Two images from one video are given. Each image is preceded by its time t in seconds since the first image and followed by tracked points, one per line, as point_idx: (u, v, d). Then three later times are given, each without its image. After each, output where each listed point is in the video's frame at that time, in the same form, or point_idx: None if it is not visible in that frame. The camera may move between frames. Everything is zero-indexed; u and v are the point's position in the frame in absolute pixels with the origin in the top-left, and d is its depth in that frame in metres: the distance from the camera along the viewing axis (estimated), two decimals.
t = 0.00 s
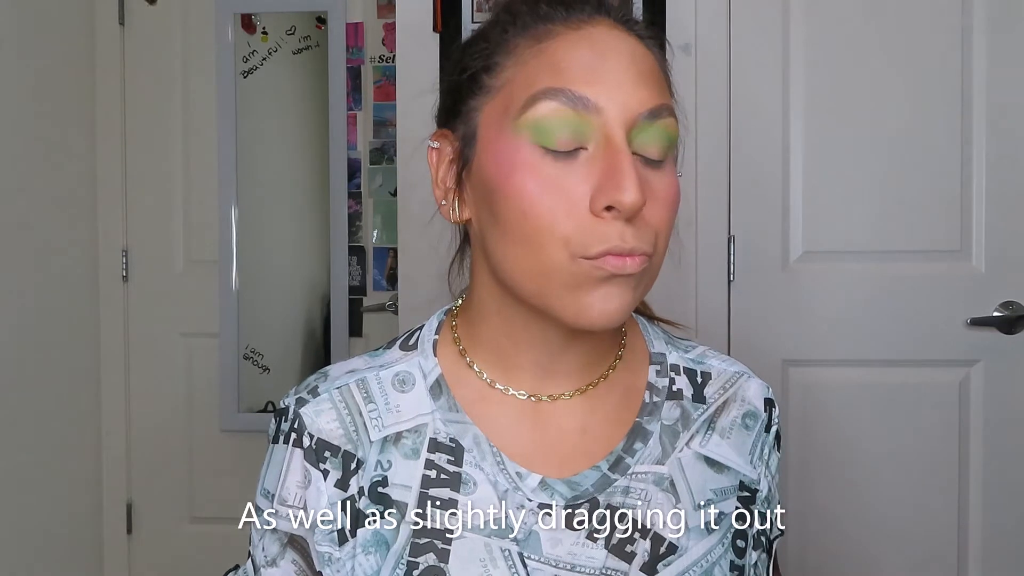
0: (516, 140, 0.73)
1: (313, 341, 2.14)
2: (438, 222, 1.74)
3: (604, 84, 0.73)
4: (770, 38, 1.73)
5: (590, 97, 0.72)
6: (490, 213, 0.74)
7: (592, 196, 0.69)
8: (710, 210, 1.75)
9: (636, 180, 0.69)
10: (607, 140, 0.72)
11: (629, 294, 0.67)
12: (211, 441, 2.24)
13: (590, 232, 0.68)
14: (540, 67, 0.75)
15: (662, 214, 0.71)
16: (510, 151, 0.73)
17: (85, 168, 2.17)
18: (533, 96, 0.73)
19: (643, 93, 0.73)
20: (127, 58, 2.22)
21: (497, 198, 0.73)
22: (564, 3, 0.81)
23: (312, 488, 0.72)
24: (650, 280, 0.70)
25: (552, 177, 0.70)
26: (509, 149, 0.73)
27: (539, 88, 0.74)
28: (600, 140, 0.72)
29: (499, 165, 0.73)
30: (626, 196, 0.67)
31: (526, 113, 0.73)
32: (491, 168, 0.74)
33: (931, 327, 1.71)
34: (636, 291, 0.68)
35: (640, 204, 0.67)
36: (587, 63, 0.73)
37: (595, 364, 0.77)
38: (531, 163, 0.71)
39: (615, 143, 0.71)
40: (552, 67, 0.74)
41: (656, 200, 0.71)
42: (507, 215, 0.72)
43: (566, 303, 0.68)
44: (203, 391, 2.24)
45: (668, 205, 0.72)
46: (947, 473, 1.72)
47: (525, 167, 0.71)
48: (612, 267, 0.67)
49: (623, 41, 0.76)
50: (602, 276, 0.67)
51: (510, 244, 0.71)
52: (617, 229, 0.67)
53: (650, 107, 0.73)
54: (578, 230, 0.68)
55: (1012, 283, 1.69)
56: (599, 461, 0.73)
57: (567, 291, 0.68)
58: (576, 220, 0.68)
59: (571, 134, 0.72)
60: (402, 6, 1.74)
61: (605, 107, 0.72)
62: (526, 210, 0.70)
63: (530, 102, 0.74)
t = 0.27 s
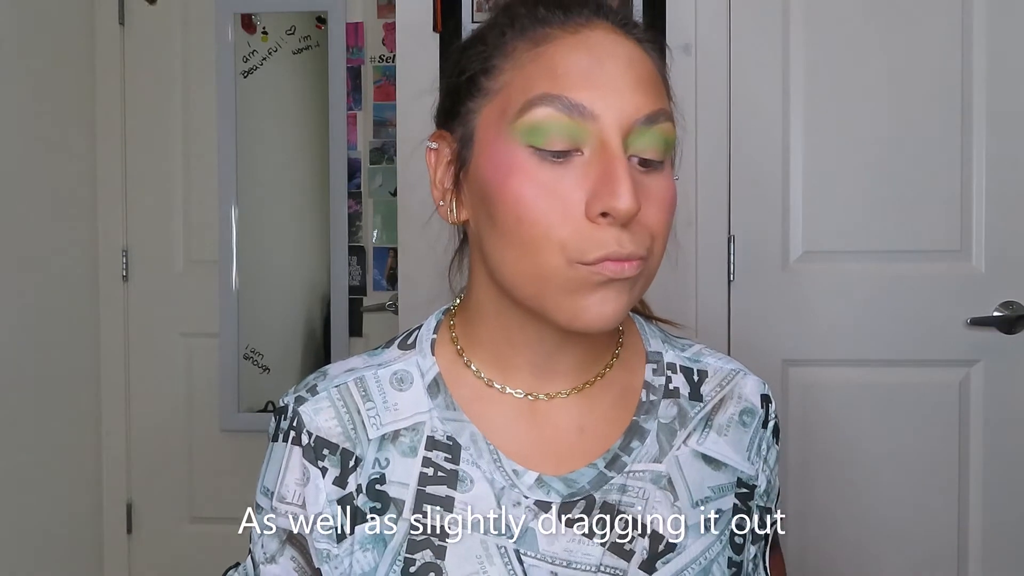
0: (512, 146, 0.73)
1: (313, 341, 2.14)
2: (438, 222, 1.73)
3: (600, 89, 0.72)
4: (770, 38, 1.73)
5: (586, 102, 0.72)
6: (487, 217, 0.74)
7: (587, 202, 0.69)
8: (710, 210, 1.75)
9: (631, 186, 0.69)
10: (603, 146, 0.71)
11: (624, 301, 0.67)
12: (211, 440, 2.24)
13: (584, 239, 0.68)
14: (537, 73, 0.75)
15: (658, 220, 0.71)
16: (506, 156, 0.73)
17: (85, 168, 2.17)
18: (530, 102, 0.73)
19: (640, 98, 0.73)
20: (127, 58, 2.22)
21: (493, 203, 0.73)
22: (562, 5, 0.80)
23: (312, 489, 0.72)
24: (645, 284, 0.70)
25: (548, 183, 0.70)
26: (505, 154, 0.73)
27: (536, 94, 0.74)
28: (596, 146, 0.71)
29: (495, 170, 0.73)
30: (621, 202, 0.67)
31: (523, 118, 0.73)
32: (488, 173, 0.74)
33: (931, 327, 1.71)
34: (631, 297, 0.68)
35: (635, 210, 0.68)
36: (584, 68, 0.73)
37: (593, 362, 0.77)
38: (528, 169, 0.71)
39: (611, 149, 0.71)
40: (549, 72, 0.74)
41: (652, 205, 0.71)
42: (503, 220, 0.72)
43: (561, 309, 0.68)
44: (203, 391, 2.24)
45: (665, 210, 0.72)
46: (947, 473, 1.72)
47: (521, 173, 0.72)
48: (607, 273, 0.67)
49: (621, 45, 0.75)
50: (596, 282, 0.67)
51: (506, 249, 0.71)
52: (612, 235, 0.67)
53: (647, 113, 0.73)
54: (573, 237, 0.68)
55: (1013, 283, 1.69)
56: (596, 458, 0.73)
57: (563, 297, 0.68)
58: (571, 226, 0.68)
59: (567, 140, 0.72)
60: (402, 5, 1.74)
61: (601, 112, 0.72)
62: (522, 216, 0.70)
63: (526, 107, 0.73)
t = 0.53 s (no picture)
0: (506, 161, 0.74)
1: (313, 341, 2.14)
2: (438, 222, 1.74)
3: (593, 104, 0.72)
4: (770, 38, 1.73)
5: (579, 115, 0.72)
6: (481, 229, 0.75)
7: (578, 218, 0.69)
8: (710, 210, 1.75)
9: (622, 203, 0.69)
10: (595, 161, 0.72)
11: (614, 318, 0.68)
12: (211, 440, 2.24)
13: (575, 256, 0.68)
14: (531, 86, 0.75)
15: (651, 234, 0.72)
16: (499, 171, 0.74)
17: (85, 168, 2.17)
18: (523, 117, 0.74)
19: (633, 111, 0.73)
20: (127, 58, 2.23)
21: (487, 219, 0.74)
22: (559, 13, 0.79)
23: (313, 484, 0.72)
24: (637, 297, 0.71)
25: (540, 200, 0.71)
26: (498, 168, 0.74)
27: (529, 109, 0.74)
28: (588, 161, 0.72)
29: (489, 183, 0.74)
30: (611, 221, 0.68)
31: (516, 133, 0.74)
32: (482, 186, 0.75)
33: (931, 327, 1.71)
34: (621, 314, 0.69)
35: (625, 227, 0.68)
36: (577, 83, 0.73)
37: (590, 361, 0.77)
38: (520, 184, 0.72)
39: (603, 165, 0.71)
40: (542, 86, 0.74)
41: (644, 218, 0.71)
42: (496, 234, 0.72)
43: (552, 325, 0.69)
44: (203, 390, 2.24)
45: (658, 223, 0.73)
46: (946, 472, 1.72)
47: (514, 188, 0.72)
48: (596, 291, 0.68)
49: (616, 56, 0.75)
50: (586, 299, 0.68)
51: (500, 263, 0.72)
52: (602, 253, 0.68)
53: (641, 126, 0.73)
54: (563, 254, 0.69)
55: (1012, 283, 1.69)
56: (594, 456, 0.73)
57: (554, 314, 0.69)
58: (562, 245, 0.69)
59: (560, 156, 0.72)
60: (402, 6, 1.74)
61: (594, 124, 0.72)
62: (514, 231, 0.71)
63: (519, 123, 0.74)
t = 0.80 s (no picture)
0: (500, 165, 0.74)
1: (313, 341, 2.14)
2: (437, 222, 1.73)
3: (588, 108, 0.72)
4: (770, 38, 1.73)
5: (573, 120, 0.72)
6: (477, 233, 0.75)
7: (573, 224, 0.70)
8: (710, 210, 1.74)
9: (616, 208, 0.69)
10: (591, 165, 0.72)
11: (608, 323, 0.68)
12: (211, 440, 2.24)
13: (569, 262, 0.69)
14: (525, 90, 0.75)
15: (647, 237, 0.72)
16: (494, 176, 0.74)
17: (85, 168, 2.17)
18: (518, 122, 0.74)
19: (629, 115, 0.73)
20: (127, 58, 2.22)
21: (483, 224, 0.74)
22: (554, 15, 0.79)
23: (313, 483, 0.72)
24: (632, 301, 0.71)
25: (534, 205, 0.71)
26: (493, 173, 0.74)
27: (523, 113, 0.74)
28: (583, 165, 0.72)
29: (484, 188, 0.74)
30: (606, 226, 0.68)
31: (511, 138, 0.74)
32: (477, 191, 0.75)
33: (931, 327, 1.71)
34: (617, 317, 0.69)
35: (619, 232, 0.68)
36: (571, 87, 0.73)
37: (589, 362, 0.77)
38: (515, 189, 0.72)
39: (598, 169, 0.71)
40: (536, 90, 0.74)
41: (639, 222, 0.71)
42: (491, 239, 0.73)
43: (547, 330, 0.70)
44: (203, 390, 2.24)
45: (654, 225, 0.73)
46: (947, 473, 1.72)
47: (508, 193, 0.72)
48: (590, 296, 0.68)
49: (611, 59, 0.74)
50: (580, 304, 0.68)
51: (495, 268, 0.73)
52: (596, 259, 0.68)
53: (636, 129, 0.73)
54: (557, 260, 0.69)
55: (1012, 283, 1.69)
56: (593, 457, 0.73)
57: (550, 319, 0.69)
58: (557, 250, 0.69)
59: (555, 160, 0.72)
60: (402, 6, 1.74)
61: (588, 129, 0.72)
62: (509, 236, 0.71)
63: (514, 127, 0.74)
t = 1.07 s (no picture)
0: (499, 167, 0.74)
1: (313, 341, 2.14)
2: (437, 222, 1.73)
3: (586, 109, 0.72)
4: (770, 38, 1.73)
5: (572, 121, 0.72)
6: (477, 234, 0.75)
7: (572, 224, 0.70)
8: (710, 210, 1.74)
9: (615, 208, 0.69)
10: (589, 167, 0.72)
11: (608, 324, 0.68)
12: (211, 440, 2.24)
13: (569, 262, 0.69)
14: (524, 90, 0.75)
15: (647, 238, 0.72)
16: (493, 178, 0.74)
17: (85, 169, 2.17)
18: (516, 123, 0.74)
19: (627, 115, 0.73)
20: (127, 58, 2.22)
21: (482, 225, 0.74)
22: (553, 15, 0.79)
23: (313, 482, 0.72)
24: (632, 301, 0.71)
25: (533, 206, 0.71)
26: (493, 173, 0.74)
27: (521, 115, 0.74)
28: (582, 166, 0.72)
29: (483, 188, 0.74)
30: (604, 227, 0.68)
31: (509, 139, 0.74)
32: (476, 192, 0.75)
33: (931, 327, 1.71)
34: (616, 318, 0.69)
35: (619, 233, 0.68)
36: (569, 88, 0.73)
37: (590, 361, 0.76)
38: (514, 190, 0.72)
39: (597, 170, 0.71)
40: (535, 91, 0.74)
41: (638, 222, 0.71)
42: (491, 240, 0.73)
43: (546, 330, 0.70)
44: (203, 390, 2.24)
45: (653, 226, 0.73)
46: (947, 473, 1.72)
47: (508, 193, 0.72)
48: (590, 297, 0.68)
49: (610, 59, 0.74)
50: (580, 304, 0.68)
51: (495, 268, 0.73)
52: (596, 259, 0.68)
53: (635, 129, 0.73)
54: (557, 259, 0.69)
55: (1012, 283, 1.69)
56: (595, 456, 0.73)
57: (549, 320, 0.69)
58: (556, 251, 0.69)
59: (553, 161, 0.72)
60: (402, 6, 1.74)
61: (588, 130, 0.72)
62: (509, 236, 0.71)
63: (512, 128, 0.74)
